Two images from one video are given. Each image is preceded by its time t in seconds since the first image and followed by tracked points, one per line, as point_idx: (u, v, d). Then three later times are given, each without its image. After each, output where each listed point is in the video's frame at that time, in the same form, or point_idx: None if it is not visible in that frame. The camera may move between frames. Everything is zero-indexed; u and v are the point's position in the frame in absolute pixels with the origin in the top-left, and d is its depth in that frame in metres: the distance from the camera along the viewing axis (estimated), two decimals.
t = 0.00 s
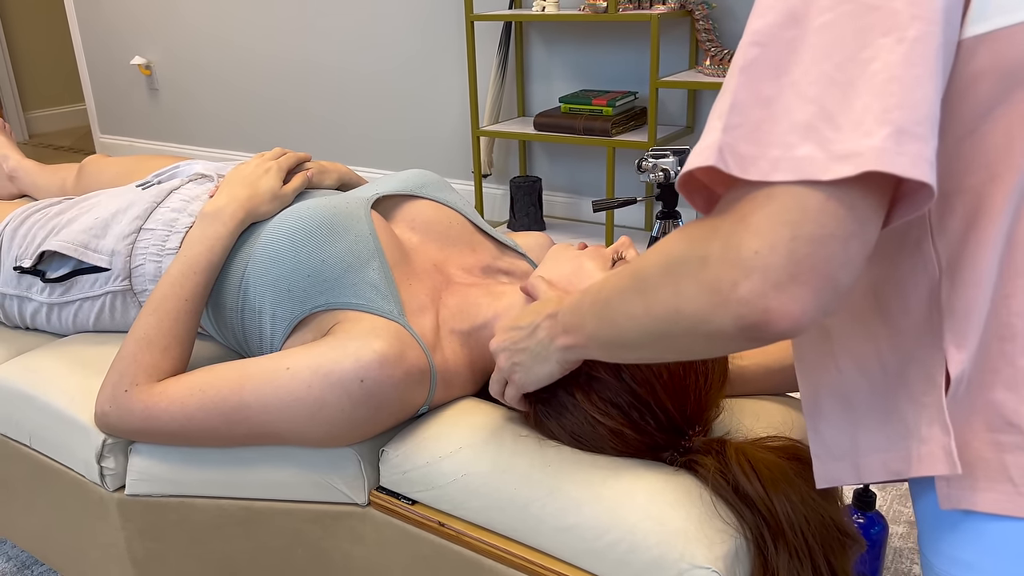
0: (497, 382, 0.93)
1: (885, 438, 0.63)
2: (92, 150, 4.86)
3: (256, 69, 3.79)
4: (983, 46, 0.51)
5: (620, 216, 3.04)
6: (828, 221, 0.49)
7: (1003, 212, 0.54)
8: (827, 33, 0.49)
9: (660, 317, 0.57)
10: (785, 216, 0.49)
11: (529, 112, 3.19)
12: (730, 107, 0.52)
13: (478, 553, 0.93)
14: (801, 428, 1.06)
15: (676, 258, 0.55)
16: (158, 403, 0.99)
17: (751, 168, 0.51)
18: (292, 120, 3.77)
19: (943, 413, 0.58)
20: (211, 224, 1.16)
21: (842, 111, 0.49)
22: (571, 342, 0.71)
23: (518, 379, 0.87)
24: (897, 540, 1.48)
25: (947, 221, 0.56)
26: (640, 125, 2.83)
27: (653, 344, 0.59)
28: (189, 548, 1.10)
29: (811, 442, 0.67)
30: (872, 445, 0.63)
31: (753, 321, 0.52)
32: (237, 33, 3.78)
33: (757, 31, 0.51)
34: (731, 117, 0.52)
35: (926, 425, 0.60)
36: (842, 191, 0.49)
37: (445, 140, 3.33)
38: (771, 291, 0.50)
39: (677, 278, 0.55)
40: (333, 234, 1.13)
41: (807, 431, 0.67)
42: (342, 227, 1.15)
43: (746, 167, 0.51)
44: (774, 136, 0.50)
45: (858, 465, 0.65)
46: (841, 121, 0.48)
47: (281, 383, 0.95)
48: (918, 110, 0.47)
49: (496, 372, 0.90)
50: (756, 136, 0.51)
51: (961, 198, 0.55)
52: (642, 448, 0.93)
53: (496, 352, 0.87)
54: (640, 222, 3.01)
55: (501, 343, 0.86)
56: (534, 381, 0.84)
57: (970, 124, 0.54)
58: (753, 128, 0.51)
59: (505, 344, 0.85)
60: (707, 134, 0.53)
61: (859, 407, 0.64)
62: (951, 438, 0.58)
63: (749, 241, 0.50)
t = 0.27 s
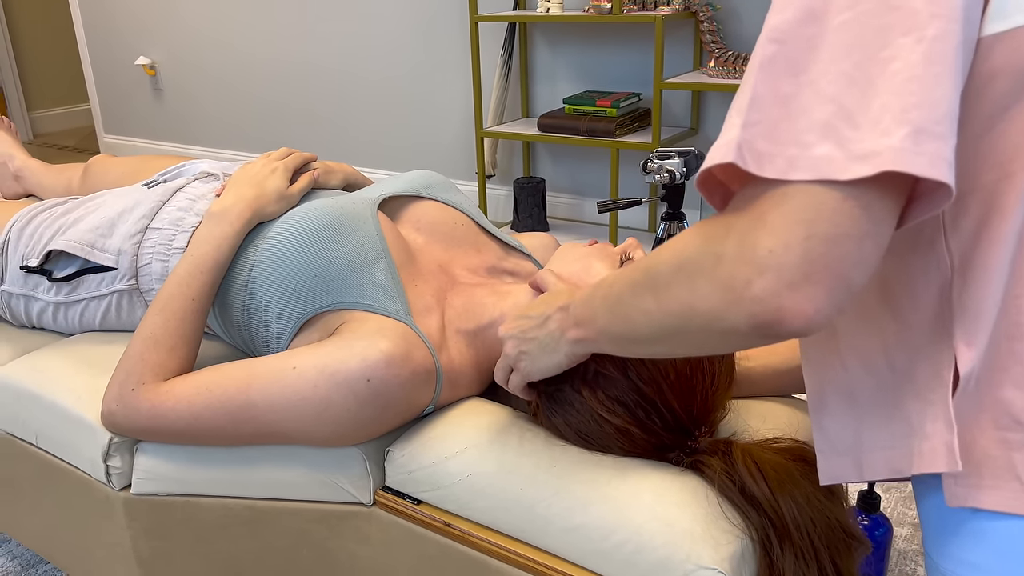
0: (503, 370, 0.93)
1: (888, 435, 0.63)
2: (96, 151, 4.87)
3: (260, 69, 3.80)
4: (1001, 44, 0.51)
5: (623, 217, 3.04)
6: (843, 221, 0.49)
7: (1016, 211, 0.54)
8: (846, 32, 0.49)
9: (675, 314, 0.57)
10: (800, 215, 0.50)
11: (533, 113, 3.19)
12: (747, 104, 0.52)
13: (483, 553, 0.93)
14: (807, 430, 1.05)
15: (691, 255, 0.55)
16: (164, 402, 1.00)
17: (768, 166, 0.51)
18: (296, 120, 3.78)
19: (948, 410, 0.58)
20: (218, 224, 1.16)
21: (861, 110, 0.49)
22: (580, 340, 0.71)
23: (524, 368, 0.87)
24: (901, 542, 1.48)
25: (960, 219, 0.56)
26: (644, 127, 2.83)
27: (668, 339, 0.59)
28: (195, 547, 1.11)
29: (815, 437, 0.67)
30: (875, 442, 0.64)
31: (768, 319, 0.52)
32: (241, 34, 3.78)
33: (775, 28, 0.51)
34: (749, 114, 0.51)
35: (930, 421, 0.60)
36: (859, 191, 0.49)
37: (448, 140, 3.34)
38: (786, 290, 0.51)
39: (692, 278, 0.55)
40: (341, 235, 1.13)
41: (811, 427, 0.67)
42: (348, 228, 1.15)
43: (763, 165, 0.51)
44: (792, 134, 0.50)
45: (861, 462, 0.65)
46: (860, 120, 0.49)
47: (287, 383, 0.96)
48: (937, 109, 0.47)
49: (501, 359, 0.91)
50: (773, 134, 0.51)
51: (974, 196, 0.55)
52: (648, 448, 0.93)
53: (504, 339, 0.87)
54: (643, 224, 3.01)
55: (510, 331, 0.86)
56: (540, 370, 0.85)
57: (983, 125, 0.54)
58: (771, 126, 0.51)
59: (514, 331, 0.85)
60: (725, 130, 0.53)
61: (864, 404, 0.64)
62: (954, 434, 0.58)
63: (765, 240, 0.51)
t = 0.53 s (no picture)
0: (513, 374, 0.94)
1: (900, 435, 0.63)
2: (100, 152, 4.89)
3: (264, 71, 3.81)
4: (1014, 45, 0.51)
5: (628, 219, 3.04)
6: (859, 220, 0.49)
7: None
8: (863, 32, 0.49)
9: (685, 315, 0.58)
10: (816, 213, 0.50)
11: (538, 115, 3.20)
12: (762, 103, 0.52)
13: (492, 552, 0.93)
14: (815, 428, 1.06)
15: (703, 255, 0.56)
16: (176, 400, 1.00)
17: (784, 165, 0.51)
18: (301, 122, 3.79)
19: (960, 410, 0.59)
20: (229, 225, 1.16)
21: (877, 109, 0.49)
22: (593, 339, 0.71)
23: (534, 371, 0.87)
24: (907, 544, 1.49)
25: (973, 219, 0.57)
26: (648, 128, 2.84)
27: (682, 339, 0.60)
28: (204, 546, 1.11)
29: (827, 438, 0.68)
30: (888, 442, 0.64)
31: (782, 318, 0.53)
32: (246, 36, 3.80)
33: (791, 28, 0.51)
34: (764, 114, 0.52)
35: (942, 421, 0.60)
36: (873, 189, 0.49)
37: (453, 142, 3.34)
38: (800, 286, 0.51)
39: (706, 277, 0.55)
40: (351, 235, 1.14)
41: (824, 427, 0.68)
42: (358, 229, 1.15)
43: (779, 164, 0.51)
44: (808, 132, 0.51)
45: (874, 463, 0.66)
46: (877, 119, 0.49)
47: (299, 382, 0.96)
48: (954, 109, 0.48)
49: (511, 363, 0.91)
50: (789, 133, 0.51)
51: (989, 195, 0.56)
52: (659, 449, 0.93)
53: (513, 343, 0.88)
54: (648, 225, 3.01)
55: (520, 334, 0.87)
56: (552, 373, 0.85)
57: (999, 123, 0.54)
58: (786, 125, 0.52)
59: (525, 335, 0.85)
60: (742, 130, 0.54)
61: (876, 404, 0.64)
62: (966, 433, 0.58)
63: (779, 237, 0.51)
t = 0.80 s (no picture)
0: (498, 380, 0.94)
1: (884, 435, 0.64)
2: (100, 153, 4.90)
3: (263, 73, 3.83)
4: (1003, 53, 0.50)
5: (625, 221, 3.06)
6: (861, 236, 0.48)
7: (1010, 216, 0.55)
8: (865, 57, 0.47)
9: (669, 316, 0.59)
10: (822, 237, 0.48)
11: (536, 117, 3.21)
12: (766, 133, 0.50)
13: (486, 548, 0.94)
14: (806, 428, 1.07)
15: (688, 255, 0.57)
16: (174, 399, 1.01)
17: (794, 195, 0.48)
18: (299, 124, 3.80)
19: (942, 411, 0.60)
20: (226, 225, 1.18)
21: (885, 136, 0.47)
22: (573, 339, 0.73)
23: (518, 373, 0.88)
24: (899, 543, 1.50)
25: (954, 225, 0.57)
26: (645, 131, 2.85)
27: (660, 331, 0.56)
28: (202, 543, 1.12)
29: (816, 437, 0.68)
30: (873, 441, 0.65)
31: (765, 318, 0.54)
32: (246, 38, 3.81)
33: (790, 58, 0.50)
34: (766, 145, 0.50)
35: (926, 421, 0.62)
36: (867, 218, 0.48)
37: (451, 144, 3.36)
38: (797, 309, 0.49)
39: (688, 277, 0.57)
40: (348, 236, 1.15)
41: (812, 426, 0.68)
42: (354, 231, 1.16)
43: (789, 194, 0.49)
44: (815, 160, 0.48)
45: (860, 461, 0.66)
46: (885, 147, 0.47)
47: (295, 381, 0.97)
48: (960, 135, 0.46)
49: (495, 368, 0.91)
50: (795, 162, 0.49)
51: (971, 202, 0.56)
52: (650, 447, 0.94)
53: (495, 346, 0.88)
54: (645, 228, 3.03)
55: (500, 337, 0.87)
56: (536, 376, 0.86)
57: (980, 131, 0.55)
58: (790, 154, 0.49)
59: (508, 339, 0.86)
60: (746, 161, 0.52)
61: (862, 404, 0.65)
62: (948, 434, 0.60)
63: (783, 255, 0.48)
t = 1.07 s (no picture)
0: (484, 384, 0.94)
1: (878, 437, 0.63)
2: (101, 156, 4.91)
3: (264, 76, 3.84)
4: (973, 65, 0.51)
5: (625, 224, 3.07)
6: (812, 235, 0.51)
7: (1000, 220, 0.54)
8: (826, 54, 0.47)
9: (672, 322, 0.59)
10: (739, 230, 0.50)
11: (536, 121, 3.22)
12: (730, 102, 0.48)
13: (487, 549, 0.95)
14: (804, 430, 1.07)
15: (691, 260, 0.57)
16: (176, 400, 1.02)
17: (732, 170, 0.49)
18: (300, 127, 3.81)
19: (934, 412, 0.59)
20: (229, 227, 1.18)
21: (825, 137, 0.47)
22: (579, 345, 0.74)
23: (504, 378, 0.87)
24: (899, 545, 1.50)
25: (945, 227, 0.57)
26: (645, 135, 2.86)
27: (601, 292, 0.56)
28: (204, 545, 1.13)
29: (809, 439, 0.67)
30: (867, 444, 0.63)
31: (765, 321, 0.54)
32: (247, 41, 3.82)
33: (759, 34, 0.47)
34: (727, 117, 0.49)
35: (919, 424, 0.61)
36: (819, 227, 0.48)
37: (452, 147, 3.37)
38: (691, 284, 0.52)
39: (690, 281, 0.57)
40: (349, 238, 1.15)
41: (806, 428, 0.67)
42: (355, 234, 1.16)
43: (727, 166, 0.49)
44: (760, 144, 0.48)
45: (854, 464, 0.64)
46: (824, 145, 0.47)
47: (297, 382, 0.98)
48: (897, 146, 0.46)
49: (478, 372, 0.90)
50: (745, 142, 0.49)
51: (960, 206, 0.56)
52: (650, 449, 0.94)
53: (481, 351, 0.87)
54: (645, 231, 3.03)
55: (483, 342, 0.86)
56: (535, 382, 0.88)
57: (972, 134, 0.54)
58: (743, 131, 0.49)
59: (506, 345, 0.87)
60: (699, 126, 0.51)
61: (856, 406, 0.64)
62: (943, 437, 0.59)
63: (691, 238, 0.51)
